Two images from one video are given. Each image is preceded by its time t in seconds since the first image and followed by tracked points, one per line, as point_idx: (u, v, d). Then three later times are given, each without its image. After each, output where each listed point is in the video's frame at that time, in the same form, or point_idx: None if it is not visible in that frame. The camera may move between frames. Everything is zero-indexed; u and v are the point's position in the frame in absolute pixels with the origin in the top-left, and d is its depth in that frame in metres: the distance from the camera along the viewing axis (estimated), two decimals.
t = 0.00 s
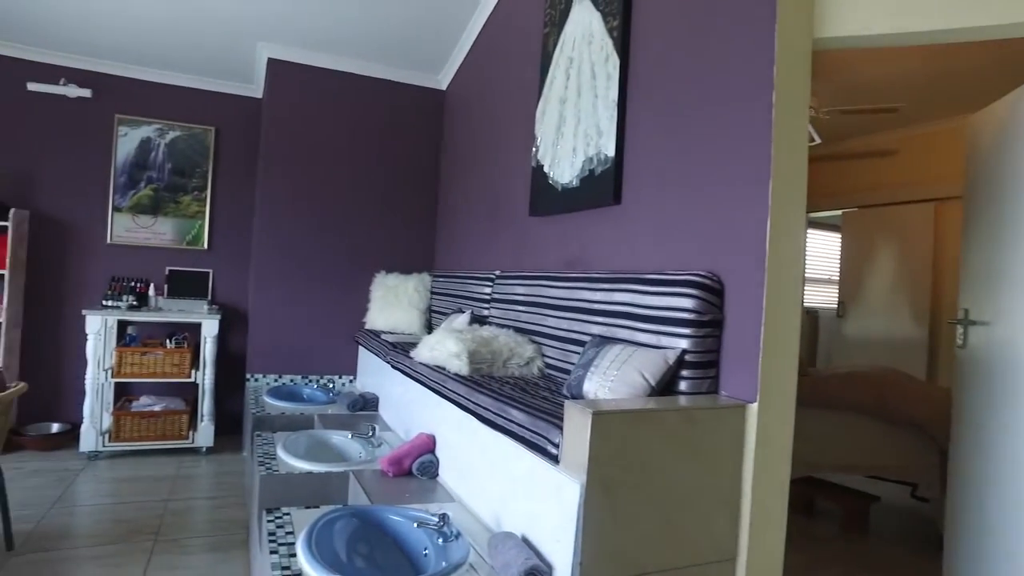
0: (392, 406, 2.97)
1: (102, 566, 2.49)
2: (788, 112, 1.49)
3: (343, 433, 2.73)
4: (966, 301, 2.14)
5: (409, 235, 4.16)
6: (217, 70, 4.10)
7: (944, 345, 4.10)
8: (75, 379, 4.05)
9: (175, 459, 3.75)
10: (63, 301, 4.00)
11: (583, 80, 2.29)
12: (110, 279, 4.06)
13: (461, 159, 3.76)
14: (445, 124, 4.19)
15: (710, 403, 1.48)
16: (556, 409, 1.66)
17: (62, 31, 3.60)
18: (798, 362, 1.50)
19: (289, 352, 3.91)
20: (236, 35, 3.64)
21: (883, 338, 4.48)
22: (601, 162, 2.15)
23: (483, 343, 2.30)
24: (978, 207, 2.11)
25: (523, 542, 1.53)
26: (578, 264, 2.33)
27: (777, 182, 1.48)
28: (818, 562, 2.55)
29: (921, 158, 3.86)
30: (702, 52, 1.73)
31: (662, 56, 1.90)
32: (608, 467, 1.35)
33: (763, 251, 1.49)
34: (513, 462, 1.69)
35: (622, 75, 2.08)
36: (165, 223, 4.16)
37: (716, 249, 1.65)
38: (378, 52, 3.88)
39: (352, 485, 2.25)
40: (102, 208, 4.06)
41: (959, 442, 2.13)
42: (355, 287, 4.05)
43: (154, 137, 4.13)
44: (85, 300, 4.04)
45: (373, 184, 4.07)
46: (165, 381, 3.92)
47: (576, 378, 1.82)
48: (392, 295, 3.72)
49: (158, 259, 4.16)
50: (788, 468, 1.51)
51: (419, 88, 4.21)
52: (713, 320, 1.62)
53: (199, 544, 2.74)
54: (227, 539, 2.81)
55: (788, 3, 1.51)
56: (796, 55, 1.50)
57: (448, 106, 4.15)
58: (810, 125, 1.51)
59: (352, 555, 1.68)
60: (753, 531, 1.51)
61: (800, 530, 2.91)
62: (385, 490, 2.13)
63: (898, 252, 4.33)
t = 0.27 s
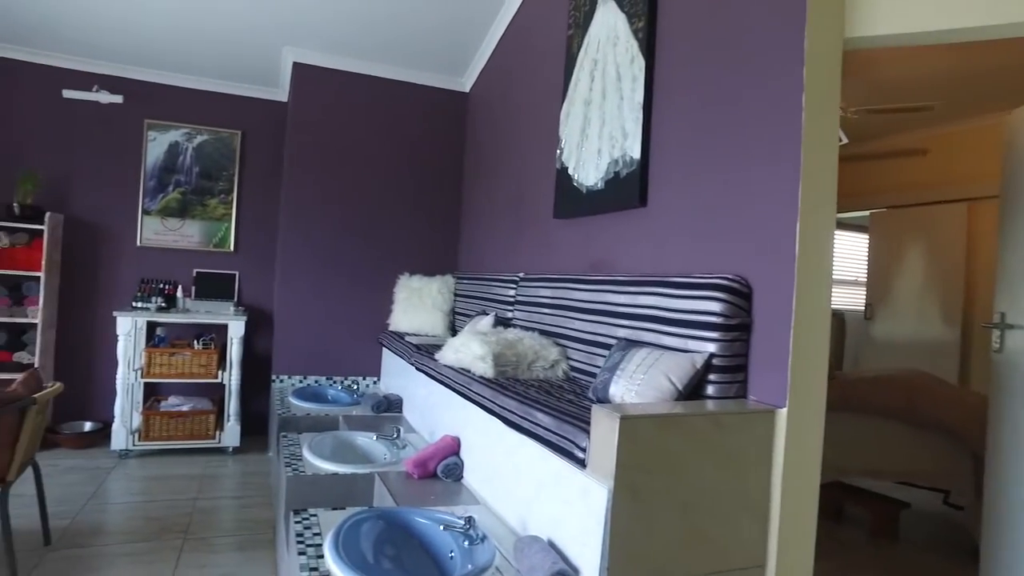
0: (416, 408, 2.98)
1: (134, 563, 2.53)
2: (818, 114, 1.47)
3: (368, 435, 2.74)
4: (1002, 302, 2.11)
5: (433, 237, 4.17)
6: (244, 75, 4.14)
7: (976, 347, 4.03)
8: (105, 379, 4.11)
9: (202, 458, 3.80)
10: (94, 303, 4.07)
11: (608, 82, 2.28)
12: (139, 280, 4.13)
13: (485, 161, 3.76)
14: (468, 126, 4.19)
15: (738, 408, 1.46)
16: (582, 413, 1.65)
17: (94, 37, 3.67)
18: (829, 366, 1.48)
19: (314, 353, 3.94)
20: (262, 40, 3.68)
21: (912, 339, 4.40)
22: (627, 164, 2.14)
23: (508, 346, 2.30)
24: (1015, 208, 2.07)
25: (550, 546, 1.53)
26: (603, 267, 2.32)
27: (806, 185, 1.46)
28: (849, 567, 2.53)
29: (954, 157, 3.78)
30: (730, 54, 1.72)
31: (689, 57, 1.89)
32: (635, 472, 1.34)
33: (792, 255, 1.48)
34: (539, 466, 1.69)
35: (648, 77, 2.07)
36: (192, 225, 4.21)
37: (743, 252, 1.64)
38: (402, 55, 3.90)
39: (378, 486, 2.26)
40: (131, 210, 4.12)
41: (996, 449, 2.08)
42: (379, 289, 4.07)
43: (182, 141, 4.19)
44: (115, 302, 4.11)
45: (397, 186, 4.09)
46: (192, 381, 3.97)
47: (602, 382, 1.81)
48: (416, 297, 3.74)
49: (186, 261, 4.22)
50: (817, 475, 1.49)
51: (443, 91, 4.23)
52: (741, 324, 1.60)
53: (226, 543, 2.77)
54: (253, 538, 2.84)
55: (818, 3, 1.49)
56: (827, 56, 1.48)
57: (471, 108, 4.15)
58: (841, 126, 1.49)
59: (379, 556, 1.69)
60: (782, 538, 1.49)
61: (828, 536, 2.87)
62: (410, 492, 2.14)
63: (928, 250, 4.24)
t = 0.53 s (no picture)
0: (440, 410, 2.99)
1: (163, 561, 2.57)
2: (848, 114, 1.45)
3: (392, 436, 2.76)
4: None
5: (456, 239, 4.18)
6: (269, 79, 4.19)
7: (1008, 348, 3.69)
8: (134, 379, 4.18)
9: (229, 458, 3.84)
10: (123, 305, 4.13)
11: (633, 83, 2.27)
12: (167, 282, 4.19)
13: (508, 164, 3.76)
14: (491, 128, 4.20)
15: (766, 413, 1.44)
16: (608, 416, 1.64)
17: (123, 43, 3.74)
18: (859, 370, 1.46)
19: (337, 354, 3.97)
20: (287, 44, 3.72)
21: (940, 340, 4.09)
22: (651, 166, 2.13)
23: (532, 348, 2.30)
24: None
25: (575, 550, 1.53)
26: (627, 269, 2.30)
27: (836, 187, 1.44)
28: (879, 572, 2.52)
29: (988, 155, 3.70)
30: (757, 55, 1.70)
31: (715, 58, 1.87)
32: (662, 477, 1.33)
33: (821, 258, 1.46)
34: (564, 469, 1.68)
35: (673, 78, 2.06)
36: (218, 228, 4.26)
37: (771, 255, 1.62)
38: (425, 58, 3.91)
39: (402, 488, 2.27)
40: (159, 214, 4.19)
41: None
42: (402, 291, 4.09)
43: (208, 145, 4.25)
44: (144, 304, 4.18)
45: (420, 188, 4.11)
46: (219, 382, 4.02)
47: (627, 386, 1.80)
48: (439, 299, 3.75)
49: (212, 263, 4.27)
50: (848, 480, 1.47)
51: (465, 93, 4.23)
52: (768, 327, 1.58)
53: (253, 542, 2.80)
54: (279, 537, 2.86)
55: (848, 3, 1.47)
56: (856, 57, 1.46)
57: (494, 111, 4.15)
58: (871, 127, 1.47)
59: (405, 558, 1.70)
60: (812, 545, 1.46)
61: (858, 542, 2.83)
62: (435, 494, 2.15)
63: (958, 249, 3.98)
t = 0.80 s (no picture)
0: (460, 412, 2.99)
1: (188, 560, 2.60)
2: (876, 114, 1.43)
3: (413, 438, 2.77)
4: None
5: (476, 241, 4.19)
6: (291, 83, 4.23)
7: None
8: (159, 380, 4.23)
9: (251, 458, 3.88)
10: (148, 306, 4.19)
11: (654, 84, 2.26)
12: (191, 284, 4.23)
13: (528, 165, 3.76)
14: (510, 130, 4.20)
15: (793, 418, 1.42)
16: (631, 420, 1.63)
17: (149, 49, 3.79)
18: (887, 375, 1.44)
19: (358, 356, 4.00)
20: (309, 48, 3.75)
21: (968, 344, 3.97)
22: (674, 167, 2.12)
23: (554, 351, 2.29)
24: None
25: (598, 554, 1.52)
26: (649, 271, 2.29)
27: (863, 189, 1.42)
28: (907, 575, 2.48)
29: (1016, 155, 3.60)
30: (782, 55, 1.69)
31: (738, 58, 1.86)
32: (688, 481, 1.32)
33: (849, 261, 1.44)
34: (587, 473, 1.68)
35: (695, 79, 2.04)
36: (241, 230, 4.31)
37: (796, 257, 1.60)
38: (445, 60, 3.92)
39: (424, 490, 2.27)
40: (183, 216, 4.24)
41: None
42: (422, 292, 4.10)
43: (231, 148, 4.29)
44: (168, 305, 4.23)
45: (440, 190, 4.12)
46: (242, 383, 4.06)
47: (650, 389, 1.79)
48: (459, 301, 3.76)
49: (235, 265, 4.32)
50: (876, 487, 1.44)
51: (485, 95, 4.24)
52: (794, 330, 1.56)
53: (275, 542, 2.82)
54: (302, 537, 2.88)
55: (875, 2, 1.45)
56: (884, 57, 1.44)
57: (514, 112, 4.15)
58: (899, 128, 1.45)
59: (427, 560, 1.70)
60: (840, 552, 1.44)
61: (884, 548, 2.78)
62: (457, 496, 2.15)
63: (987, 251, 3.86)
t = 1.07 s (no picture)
0: (482, 414, 2.99)
1: (214, 559, 2.62)
2: (907, 114, 1.41)
3: (435, 440, 2.77)
4: None
5: (497, 243, 4.19)
6: (313, 86, 4.26)
7: None
8: (184, 380, 4.28)
9: (274, 459, 3.91)
10: (174, 307, 4.24)
11: (678, 85, 2.24)
12: (215, 286, 4.28)
13: (550, 168, 3.75)
14: (532, 132, 4.19)
15: (821, 424, 1.40)
16: (656, 425, 1.62)
17: (174, 53, 3.84)
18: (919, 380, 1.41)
19: (380, 358, 4.02)
20: (331, 51, 3.78)
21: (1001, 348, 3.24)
22: (698, 169, 2.10)
23: (577, 354, 2.29)
24: None
25: (623, 560, 1.51)
26: (673, 274, 2.28)
27: (894, 191, 1.40)
28: None
29: None
30: (809, 55, 1.67)
31: (764, 59, 1.84)
32: (714, 488, 1.30)
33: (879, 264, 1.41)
34: (611, 478, 1.67)
35: (719, 80, 2.02)
36: (264, 233, 4.34)
37: (824, 260, 1.58)
38: (466, 62, 3.93)
39: (446, 493, 2.27)
40: (208, 219, 4.28)
41: None
42: (443, 295, 4.10)
43: (254, 152, 4.33)
44: (193, 307, 4.28)
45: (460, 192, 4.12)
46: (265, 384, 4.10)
47: (675, 394, 1.77)
48: (481, 303, 3.76)
49: (259, 267, 4.36)
50: (907, 494, 1.42)
51: (506, 97, 4.24)
52: (822, 335, 1.53)
53: (299, 543, 2.84)
54: (325, 538, 2.90)
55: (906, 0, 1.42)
56: (915, 56, 1.42)
57: (535, 114, 4.15)
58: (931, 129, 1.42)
59: (450, 563, 1.70)
60: (871, 560, 1.42)
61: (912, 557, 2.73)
62: (479, 499, 2.15)
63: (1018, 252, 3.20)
